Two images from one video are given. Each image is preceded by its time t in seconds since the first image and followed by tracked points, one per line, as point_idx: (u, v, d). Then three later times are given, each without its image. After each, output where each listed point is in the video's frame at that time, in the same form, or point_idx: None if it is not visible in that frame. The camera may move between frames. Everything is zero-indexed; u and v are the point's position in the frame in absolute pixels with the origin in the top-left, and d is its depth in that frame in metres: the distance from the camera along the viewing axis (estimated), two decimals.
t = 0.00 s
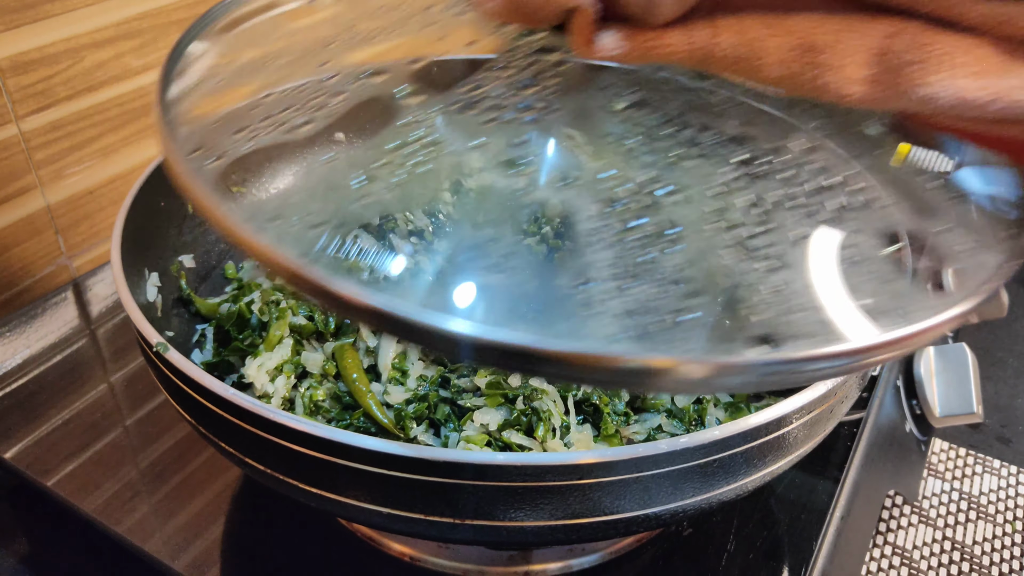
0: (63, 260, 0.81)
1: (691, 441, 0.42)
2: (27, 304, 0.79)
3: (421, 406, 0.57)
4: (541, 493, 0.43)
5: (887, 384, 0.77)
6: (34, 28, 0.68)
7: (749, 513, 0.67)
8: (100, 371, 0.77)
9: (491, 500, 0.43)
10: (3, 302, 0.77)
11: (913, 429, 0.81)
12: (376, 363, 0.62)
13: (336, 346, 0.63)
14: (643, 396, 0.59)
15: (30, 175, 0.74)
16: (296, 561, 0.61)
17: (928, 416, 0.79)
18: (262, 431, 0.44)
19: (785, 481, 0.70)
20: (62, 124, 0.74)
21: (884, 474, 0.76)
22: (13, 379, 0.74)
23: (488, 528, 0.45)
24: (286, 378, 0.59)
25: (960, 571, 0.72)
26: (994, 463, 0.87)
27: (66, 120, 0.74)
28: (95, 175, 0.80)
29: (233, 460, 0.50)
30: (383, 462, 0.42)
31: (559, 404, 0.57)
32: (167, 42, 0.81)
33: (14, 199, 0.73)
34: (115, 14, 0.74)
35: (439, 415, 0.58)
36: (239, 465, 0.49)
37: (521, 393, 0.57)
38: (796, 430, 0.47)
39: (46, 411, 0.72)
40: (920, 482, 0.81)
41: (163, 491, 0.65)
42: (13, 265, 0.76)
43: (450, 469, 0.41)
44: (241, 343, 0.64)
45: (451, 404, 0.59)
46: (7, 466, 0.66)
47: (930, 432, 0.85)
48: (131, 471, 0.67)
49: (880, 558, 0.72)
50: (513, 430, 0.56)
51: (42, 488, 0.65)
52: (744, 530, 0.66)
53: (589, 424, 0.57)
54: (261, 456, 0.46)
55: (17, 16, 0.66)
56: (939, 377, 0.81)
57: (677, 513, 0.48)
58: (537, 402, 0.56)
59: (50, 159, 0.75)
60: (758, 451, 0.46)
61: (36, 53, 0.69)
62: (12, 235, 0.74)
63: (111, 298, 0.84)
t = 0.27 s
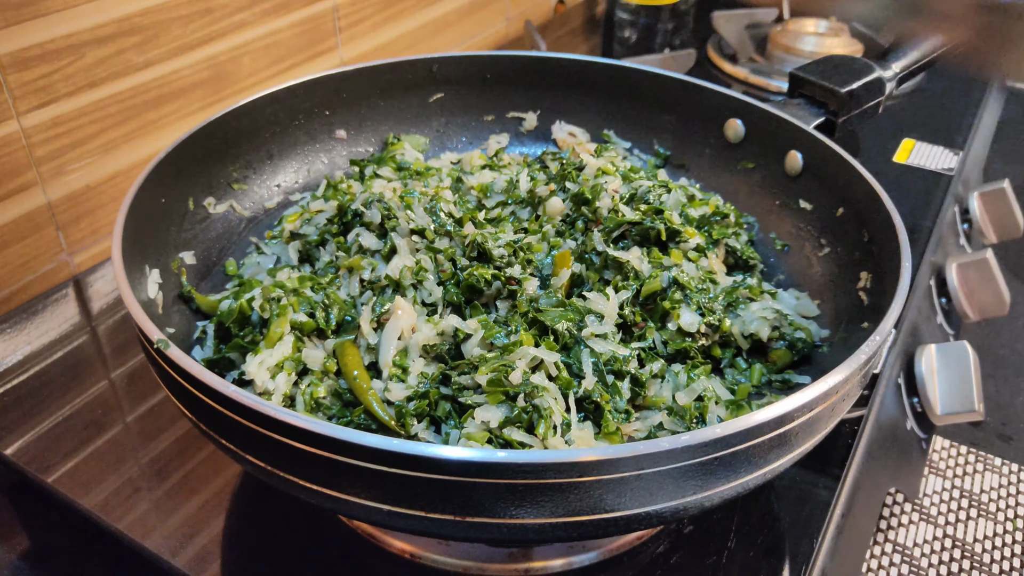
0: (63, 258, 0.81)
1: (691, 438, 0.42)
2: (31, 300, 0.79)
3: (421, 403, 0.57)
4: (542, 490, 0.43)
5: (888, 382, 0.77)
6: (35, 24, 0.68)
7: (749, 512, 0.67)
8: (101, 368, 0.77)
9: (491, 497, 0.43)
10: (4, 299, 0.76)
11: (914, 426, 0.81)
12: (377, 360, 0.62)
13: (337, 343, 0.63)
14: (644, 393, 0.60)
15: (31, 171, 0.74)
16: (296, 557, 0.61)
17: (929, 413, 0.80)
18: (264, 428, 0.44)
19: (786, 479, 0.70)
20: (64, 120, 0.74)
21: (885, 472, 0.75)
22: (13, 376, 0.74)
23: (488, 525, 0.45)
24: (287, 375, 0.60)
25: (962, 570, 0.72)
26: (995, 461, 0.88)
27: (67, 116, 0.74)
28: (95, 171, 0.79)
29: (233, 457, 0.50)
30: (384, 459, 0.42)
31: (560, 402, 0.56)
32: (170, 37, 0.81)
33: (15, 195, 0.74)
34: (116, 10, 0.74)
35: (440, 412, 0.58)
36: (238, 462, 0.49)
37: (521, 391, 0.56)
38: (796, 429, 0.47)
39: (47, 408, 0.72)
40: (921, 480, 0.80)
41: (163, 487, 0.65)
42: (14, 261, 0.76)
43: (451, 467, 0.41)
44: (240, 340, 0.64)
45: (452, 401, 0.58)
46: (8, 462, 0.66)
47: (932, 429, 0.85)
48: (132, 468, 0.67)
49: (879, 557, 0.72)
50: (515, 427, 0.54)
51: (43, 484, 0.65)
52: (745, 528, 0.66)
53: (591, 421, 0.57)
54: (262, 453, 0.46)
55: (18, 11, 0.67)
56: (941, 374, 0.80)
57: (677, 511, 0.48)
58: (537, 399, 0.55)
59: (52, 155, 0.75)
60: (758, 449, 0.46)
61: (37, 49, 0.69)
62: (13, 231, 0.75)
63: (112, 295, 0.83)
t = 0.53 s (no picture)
0: (59, 257, 0.80)
1: (690, 436, 0.42)
2: (28, 299, 0.78)
3: (419, 402, 0.57)
4: (540, 488, 0.43)
5: (886, 378, 0.77)
6: (31, 22, 0.68)
7: (748, 509, 0.67)
8: (98, 367, 0.77)
9: (489, 495, 0.43)
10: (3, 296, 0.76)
11: (913, 423, 0.81)
12: (375, 359, 0.62)
13: (336, 342, 0.63)
14: (643, 391, 0.60)
15: (28, 170, 0.74)
16: (294, 557, 0.61)
17: (928, 410, 0.80)
18: (261, 427, 0.44)
19: (785, 476, 0.70)
20: (60, 118, 0.74)
21: (885, 468, 0.75)
22: (12, 375, 0.74)
23: (487, 525, 0.45)
24: (285, 374, 0.60)
25: (963, 565, 0.72)
26: (994, 457, 0.89)
27: (64, 114, 0.74)
28: (92, 169, 0.79)
29: (232, 457, 0.50)
30: (381, 458, 0.42)
31: (559, 401, 0.56)
32: (167, 35, 0.80)
33: (12, 193, 0.73)
34: (112, 7, 0.74)
35: (439, 411, 0.58)
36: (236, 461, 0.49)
37: (519, 389, 0.56)
38: (794, 427, 0.47)
39: (46, 407, 0.72)
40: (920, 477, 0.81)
41: (162, 487, 0.65)
42: (12, 260, 0.76)
43: (448, 466, 0.41)
44: (238, 339, 0.64)
45: (450, 399, 0.59)
46: (6, 462, 0.66)
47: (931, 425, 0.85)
48: (130, 467, 0.67)
49: (879, 553, 0.72)
50: (513, 425, 0.54)
51: (41, 483, 0.65)
52: (744, 526, 0.66)
53: (590, 418, 0.57)
54: (261, 454, 0.46)
55: (14, 9, 0.66)
56: (940, 371, 0.80)
57: (676, 510, 0.48)
58: (535, 398, 0.55)
59: (48, 154, 0.75)
60: (757, 447, 0.46)
61: (33, 47, 0.69)
62: (10, 229, 0.74)
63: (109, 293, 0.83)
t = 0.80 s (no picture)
0: (59, 257, 0.80)
1: (691, 438, 0.42)
2: (25, 300, 0.78)
3: (419, 403, 0.57)
4: (540, 490, 0.42)
5: (886, 379, 0.77)
6: (30, 22, 0.68)
7: (748, 510, 0.67)
8: (98, 367, 0.77)
9: (489, 497, 0.43)
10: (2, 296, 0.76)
11: (913, 423, 0.81)
12: (375, 360, 0.62)
13: (336, 343, 0.63)
14: (642, 392, 0.60)
15: (27, 170, 0.74)
16: (294, 557, 0.61)
17: (929, 411, 0.80)
18: (260, 429, 0.44)
19: (786, 476, 0.70)
20: (59, 118, 0.74)
21: (885, 469, 0.75)
22: (11, 375, 0.74)
23: (488, 526, 0.45)
24: (284, 375, 0.59)
25: (962, 566, 0.74)
26: (994, 458, 0.90)
27: (63, 115, 0.74)
28: (92, 169, 0.79)
29: (230, 457, 0.49)
30: (381, 459, 0.42)
31: (559, 402, 0.56)
32: (166, 35, 0.80)
33: (11, 193, 0.73)
34: (112, 8, 0.74)
35: (439, 412, 0.58)
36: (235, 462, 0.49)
37: (519, 391, 0.56)
38: (795, 428, 0.47)
39: (44, 408, 0.72)
40: (919, 478, 0.81)
41: (161, 488, 0.65)
42: (11, 260, 0.76)
43: (448, 468, 0.41)
44: (238, 340, 0.64)
45: (450, 400, 0.59)
46: (5, 462, 0.66)
47: (931, 426, 0.85)
48: (129, 468, 0.67)
49: (879, 554, 0.72)
50: (513, 427, 0.55)
51: (40, 484, 0.65)
52: (744, 527, 0.65)
53: (589, 419, 0.57)
54: (260, 455, 0.46)
55: (13, 9, 0.66)
56: (939, 372, 0.80)
57: (677, 511, 0.48)
58: (534, 399, 0.55)
59: (47, 154, 0.74)
60: (758, 449, 0.46)
61: (32, 47, 0.69)
62: (9, 230, 0.74)
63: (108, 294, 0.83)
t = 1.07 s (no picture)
0: (58, 258, 0.80)
1: (691, 439, 0.42)
2: (24, 301, 0.79)
3: (419, 404, 0.57)
4: (540, 491, 0.42)
5: (886, 380, 0.77)
6: (28, 24, 0.68)
7: (748, 511, 0.67)
8: (98, 368, 0.77)
9: (490, 499, 0.43)
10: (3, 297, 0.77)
11: (913, 425, 0.81)
12: (375, 361, 0.62)
13: (335, 345, 0.64)
14: (643, 393, 0.60)
15: (26, 171, 0.73)
16: (294, 559, 0.61)
17: (929, 412, 0.80)
18: (260, 431, 0.44)
19: (786, 477, 0.70)
20: (58, 120, 0.74)
21: (885, 471, 0.75)
22: (11, 376, 0.74)
23: (488, 528, 0.45)
24: (283, 377, 0.60)
25: (962, 567, 0.72)
26: (994, 459, 0.88)
27: (62, 116, 0.74)
28: (90, 170, 0.79)
29: (231, 459, 0.49)
30: (381, 461, 0.42)
31: (559, 404, 0.56)
32: (165, 36, 0.80)
33: (10, 195, 0.73)
34: (111, 9, 0.74)
35: (438, 413, 0.58)
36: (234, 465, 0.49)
37: (519, 392, 0.56)
38: (795, 430, 0.47)
39: (44, 409, 0.72)
40: (920, 479, 0.80)
41: (161, 489, 0.65)
42: (10, 262, 0.76)
43: (448, 470, 0.41)
44: (237, 341, 0.64)
45: (450, 402, 0.59)
46: (4, 464, 0.66)
47: (931, 427, 0.85)
48: (128, 469, 0.66)
49: (878, 555, 0.72)
50: (512, 429, 0.54)
51: (39, 486, 0.65)
52: (744, 528, 0.65)
53: (589, 420, 0.57)
54: (261, 457, 0.46)
55: (12, 11, 0.66)
56: (939, 373, 0.80)
57: (677, 513, 0.48)
58: (534, 400, 0.55)
59: (46, 155, 0.74)
60: (757, 450, 0.46)
61: (31, 49, 0.69)
62: (8, 231, 0.74)
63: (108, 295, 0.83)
